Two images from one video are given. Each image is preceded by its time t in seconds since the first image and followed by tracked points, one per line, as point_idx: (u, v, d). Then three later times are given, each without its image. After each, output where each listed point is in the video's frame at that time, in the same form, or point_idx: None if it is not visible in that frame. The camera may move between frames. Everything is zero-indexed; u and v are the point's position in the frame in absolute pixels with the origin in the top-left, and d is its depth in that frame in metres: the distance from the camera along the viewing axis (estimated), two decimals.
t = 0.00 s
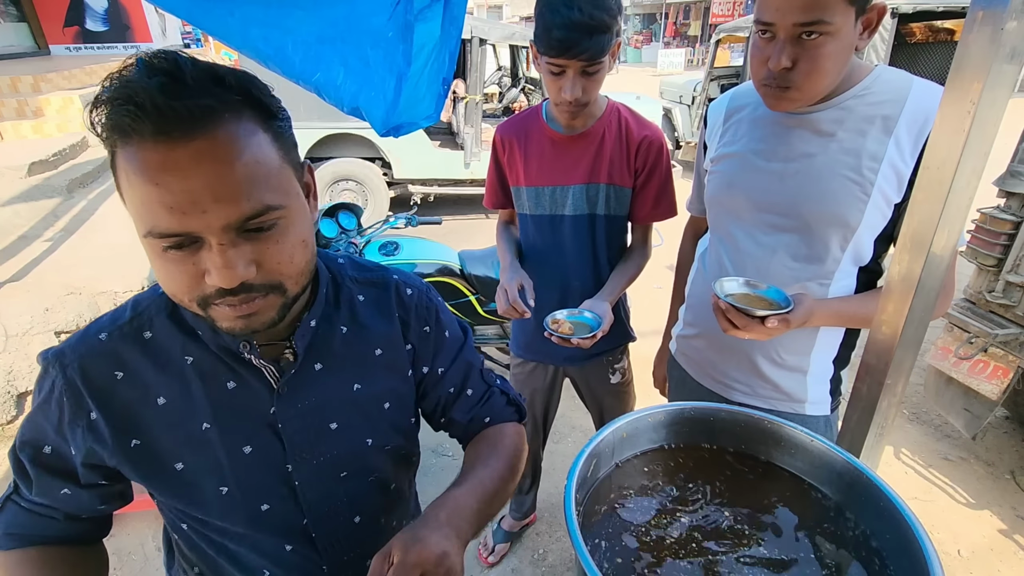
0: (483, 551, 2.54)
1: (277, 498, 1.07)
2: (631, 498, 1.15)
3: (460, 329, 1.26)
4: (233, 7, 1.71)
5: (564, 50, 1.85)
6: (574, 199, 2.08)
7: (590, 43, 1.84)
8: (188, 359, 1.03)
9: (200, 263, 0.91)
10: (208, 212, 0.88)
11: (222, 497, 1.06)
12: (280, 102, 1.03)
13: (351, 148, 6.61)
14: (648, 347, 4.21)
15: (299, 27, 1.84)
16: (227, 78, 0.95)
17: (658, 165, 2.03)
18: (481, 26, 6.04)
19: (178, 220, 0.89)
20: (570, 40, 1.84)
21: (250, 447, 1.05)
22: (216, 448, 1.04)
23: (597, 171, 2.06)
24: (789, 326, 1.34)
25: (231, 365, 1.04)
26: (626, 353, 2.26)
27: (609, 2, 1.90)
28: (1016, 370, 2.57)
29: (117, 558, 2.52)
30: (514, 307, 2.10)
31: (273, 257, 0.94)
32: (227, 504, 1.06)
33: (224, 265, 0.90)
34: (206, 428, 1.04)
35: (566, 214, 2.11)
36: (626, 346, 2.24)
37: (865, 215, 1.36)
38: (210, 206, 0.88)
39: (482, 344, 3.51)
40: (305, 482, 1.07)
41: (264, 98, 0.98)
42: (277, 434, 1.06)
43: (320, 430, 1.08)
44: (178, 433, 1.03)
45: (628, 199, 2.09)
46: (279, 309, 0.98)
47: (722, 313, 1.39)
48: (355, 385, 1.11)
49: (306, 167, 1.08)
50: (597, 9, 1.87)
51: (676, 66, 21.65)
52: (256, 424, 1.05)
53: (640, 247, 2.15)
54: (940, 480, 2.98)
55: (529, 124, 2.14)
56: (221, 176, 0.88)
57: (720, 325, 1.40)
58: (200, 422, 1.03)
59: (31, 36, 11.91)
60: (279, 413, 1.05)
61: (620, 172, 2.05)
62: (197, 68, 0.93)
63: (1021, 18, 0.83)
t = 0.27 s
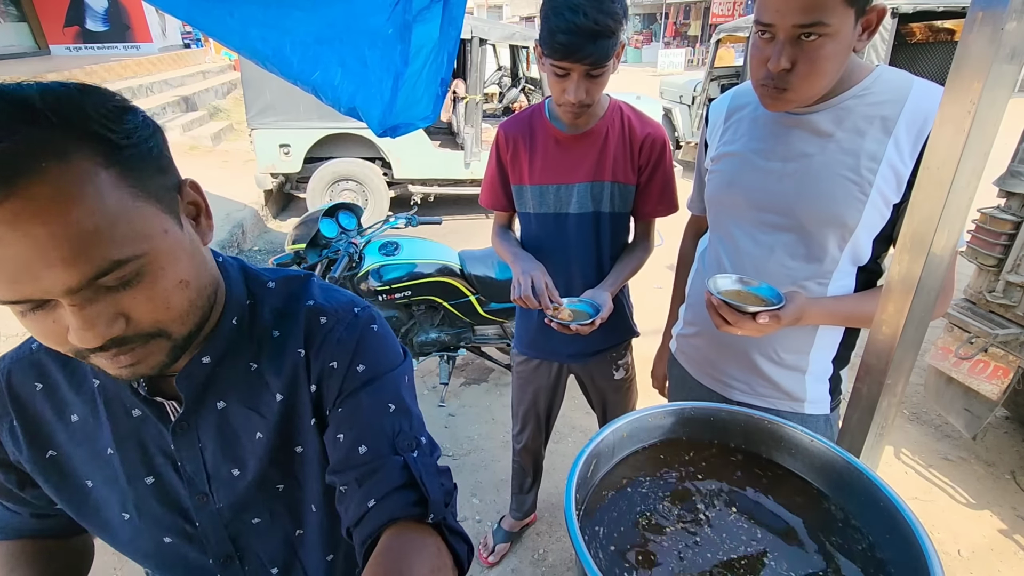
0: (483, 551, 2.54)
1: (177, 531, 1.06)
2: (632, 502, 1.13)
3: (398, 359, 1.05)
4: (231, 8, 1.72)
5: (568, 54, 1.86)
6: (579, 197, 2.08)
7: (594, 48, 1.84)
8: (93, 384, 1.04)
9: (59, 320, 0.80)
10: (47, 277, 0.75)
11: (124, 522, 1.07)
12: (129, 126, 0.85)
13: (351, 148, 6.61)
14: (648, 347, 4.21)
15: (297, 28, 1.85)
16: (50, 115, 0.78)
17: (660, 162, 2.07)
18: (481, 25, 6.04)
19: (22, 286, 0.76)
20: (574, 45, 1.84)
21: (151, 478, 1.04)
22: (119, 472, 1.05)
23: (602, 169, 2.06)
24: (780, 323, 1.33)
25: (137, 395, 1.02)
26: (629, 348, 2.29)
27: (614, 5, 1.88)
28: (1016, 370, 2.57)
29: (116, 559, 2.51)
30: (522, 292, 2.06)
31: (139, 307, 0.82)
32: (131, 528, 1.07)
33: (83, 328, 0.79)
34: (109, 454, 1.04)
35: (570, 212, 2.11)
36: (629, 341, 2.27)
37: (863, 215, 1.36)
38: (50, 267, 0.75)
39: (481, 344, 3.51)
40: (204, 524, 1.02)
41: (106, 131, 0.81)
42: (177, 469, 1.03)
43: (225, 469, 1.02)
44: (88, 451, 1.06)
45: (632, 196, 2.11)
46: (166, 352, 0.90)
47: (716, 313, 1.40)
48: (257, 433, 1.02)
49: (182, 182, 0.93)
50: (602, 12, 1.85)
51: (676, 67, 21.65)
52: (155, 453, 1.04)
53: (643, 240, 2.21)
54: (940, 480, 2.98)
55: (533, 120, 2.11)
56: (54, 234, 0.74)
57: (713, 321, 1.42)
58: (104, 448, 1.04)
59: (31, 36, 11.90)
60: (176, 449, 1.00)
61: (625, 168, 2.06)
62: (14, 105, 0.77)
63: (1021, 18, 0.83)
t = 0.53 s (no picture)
0: (483, 551, 2.54)
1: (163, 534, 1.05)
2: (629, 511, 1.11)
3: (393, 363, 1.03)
4: (231, 9, 1.72)
5: (575, 57, 1.85)
6: (581, 195, 2.08)
7: (601, 52, 1.85)
8: (74, 389, 1.01)
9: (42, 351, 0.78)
10: (25, 319, 0.74)
11: (112, 525, 1.07)
12: (95, 148, 0.79)
13: (351, 148, 6.61)
14: (648, 346, 4.22)
15: (297, 28, 1.85)
16: (12, 148, 0.72)
17: (661, 161, 2.08)
18: (481, 25, 6.04)
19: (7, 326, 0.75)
20: (582, 49, 1.84)
21: (136, 482, 1.03)
22: (103, 477, 1.03)
23: (604, 167, 2.06)
24: (778, 320, 1.34)
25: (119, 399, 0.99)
26: (632, 345, 2.31)
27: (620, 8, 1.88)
28: (1016, 370, 2.58)
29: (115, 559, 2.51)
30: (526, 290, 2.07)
31: (122, 336, 0.80)
32: (120, 531, 1.07)
33: (67, 358, 0.78)
34: (92, 459, 1.02)
35: (573, 211, 2.10)
36: (632, 338, 2.28)
37: (863, 214, 1.36)
38: (32, 311, 0.73)
39: (482, 344, 3.51)
40: (192, 527, 1.01)
41: (72, 159, 0.75)
42: (160, 472, 1.02)
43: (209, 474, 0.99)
44: (70, 457, 1.04)
45: (634, 193, 2.12)
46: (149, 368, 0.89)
47: (716, 313, 1.41)
48: (245, 433, 0.99)
49: (159, 199, 0.87)
50: (609, 17, 1.85)
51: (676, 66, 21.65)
52: (139, 456, 1.02)
53: (644, 238, 2.23)
54: (940, 480, 2.98)
55: (535, 120, 2.10)
56: (31, 280, 0.71)
57: (711, 319, 1.42)
58: (86, 454, 1.03)
59: (31, 36, 11.90)
60: (160, 454, 0.98)
61: (627, 167, 2.07)
62: None
63: (1021, 18, 0.83)
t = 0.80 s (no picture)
0: (483, 551, 2.54)
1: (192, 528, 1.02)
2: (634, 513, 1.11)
3: (424, 344, 1.15)
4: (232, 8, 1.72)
5: (576, 59, 1.85)
6: (582, 193, 2.08)
7: (602, 53, 1.85)
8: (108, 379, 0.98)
9: (113, 350, 0.80)
10: (121, 325, 0.76)
11: (136, 520, 1.03)
12: (193, 164, 0.84)
13: (351, 148, 6.61)
14: (648, 347, 4.22)
15: (299, 27, 1.85)
16: (131, 162, 0.76)
17: (660, 160, 2.08)
18: (481, 26, 6.04)
19: (89, 327, 0.76)
20: (583, 51, 1.84)
21: (168, 475, 1.00)
22: (131, 471, 1.00)
23: (604, 167, 2.06)
24: (778, 320, 1.34)
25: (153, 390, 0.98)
26: (632, 343, 2.31)
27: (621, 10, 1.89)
28: (1016, 370, 2.58)
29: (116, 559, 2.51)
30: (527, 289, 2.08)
31: (196, 340, 0.84)
32: (145, 527, 1.03)
33: (141, 360, 0.79)
34: (121, 452, 1.00)
35: (574, 209, 2.10)
36: (632, 336, 2.28)
37: (862, 214, 1.36)
38: (128, 316, 0.75)
39: (482, 344, 3.51)
40: (221, 519, 1.01)
41: (177, 175, 0.80)
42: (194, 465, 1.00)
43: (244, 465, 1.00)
44: (93, 452, 1.00)
45: (634, 192, 2.12)
46: (202, 369, 0.91)
47: (715, 313, 1.41)
48: (285, 422, 1.01)
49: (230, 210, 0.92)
50: (612, 19, 1.86)
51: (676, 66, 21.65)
52: (170, 448, 1.00)
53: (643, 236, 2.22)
54: (940, 480, 2.98)
55: (535, 120, 2.10)
56: (130, 288, 0.74)
57: (711, 319, 1.42)
58: (115, 446, 0.99)
59: (31, 36, 11.91)
60: (196, 446, 0.97)
61: (627, 166, 2.07)
62: (87, 156, 0.74)
63: (1021, 18, 0.83)
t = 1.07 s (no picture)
0: (483, 551, 2.54)
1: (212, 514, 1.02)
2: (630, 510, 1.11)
3: (440, 359, 1.13)
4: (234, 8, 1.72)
5: (575, 58, 1.85)
6: (582, 191, 2.07)
7: (600, 52, 1.85)
8: (145, 360, 0.98)
9: (186, 319, 0.83)
10: (211, 291, 0.80)
11: (160, 500, 1.02)
12: (287, 154, 0.91)
13: (351, 148, 6.61)
14: (648, 347, 4.22)
15: (301, 27, 1.85)
16: (247, 144, 0.83)
17: (660, 159, 2.08)
18: (481, 26, 6.04)
19: (176, 291, 0.80)
20: (582, 50, 1.84)
21: (192, 457, 1.01)
22: (159, 452, 1.00)
23: (604, 166, 2.06)
24: (778, 321, 1.34)
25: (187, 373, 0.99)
26: (632, 341, 2.31)
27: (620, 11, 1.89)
28: (1016, 370, 2.57)
29: (117, 558, 2.52)
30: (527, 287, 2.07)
31: (262, 317, 0.87)
32: (168, 507, 1.03)
33: (212, 330, 0.83)
34: (151, 432, 1.00)
35: (574, 208, 2.10)
36: (632, 335, 2.28)
37: (863, 213, 1.36)
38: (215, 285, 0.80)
39: (482, 344, 3.51)
40: (240, 507, 1.01)
41: (276, 161, 0.87)
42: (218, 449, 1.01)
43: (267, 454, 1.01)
44: (122, 431, 1.00)
45: (634, 191, 2.12)
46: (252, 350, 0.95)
47: (716, 317, 1.41)
48: (310, 414, 1.03)
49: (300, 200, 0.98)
50: (610, 19, 1.86)
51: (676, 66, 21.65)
52: (199, 432, 1.01)
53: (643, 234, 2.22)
54: (940, 480, 2.98)
55: (535, 119, 2.10)
56: (222, 257, 0.79)
57: (711, 320, 1.42)
58: (146, 426, 1.00)
59: (31, 36, 11.91)
60: (224, 430, 0.99)
61: (627, 165, 2.07)
62: (213, 132, 0.80)
63: (1021, 17, 0.83)
